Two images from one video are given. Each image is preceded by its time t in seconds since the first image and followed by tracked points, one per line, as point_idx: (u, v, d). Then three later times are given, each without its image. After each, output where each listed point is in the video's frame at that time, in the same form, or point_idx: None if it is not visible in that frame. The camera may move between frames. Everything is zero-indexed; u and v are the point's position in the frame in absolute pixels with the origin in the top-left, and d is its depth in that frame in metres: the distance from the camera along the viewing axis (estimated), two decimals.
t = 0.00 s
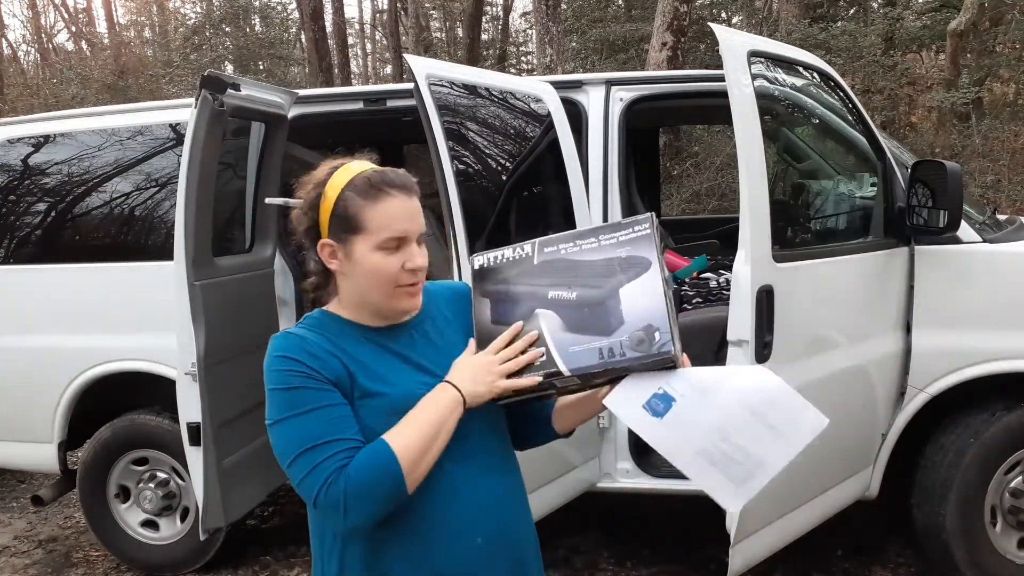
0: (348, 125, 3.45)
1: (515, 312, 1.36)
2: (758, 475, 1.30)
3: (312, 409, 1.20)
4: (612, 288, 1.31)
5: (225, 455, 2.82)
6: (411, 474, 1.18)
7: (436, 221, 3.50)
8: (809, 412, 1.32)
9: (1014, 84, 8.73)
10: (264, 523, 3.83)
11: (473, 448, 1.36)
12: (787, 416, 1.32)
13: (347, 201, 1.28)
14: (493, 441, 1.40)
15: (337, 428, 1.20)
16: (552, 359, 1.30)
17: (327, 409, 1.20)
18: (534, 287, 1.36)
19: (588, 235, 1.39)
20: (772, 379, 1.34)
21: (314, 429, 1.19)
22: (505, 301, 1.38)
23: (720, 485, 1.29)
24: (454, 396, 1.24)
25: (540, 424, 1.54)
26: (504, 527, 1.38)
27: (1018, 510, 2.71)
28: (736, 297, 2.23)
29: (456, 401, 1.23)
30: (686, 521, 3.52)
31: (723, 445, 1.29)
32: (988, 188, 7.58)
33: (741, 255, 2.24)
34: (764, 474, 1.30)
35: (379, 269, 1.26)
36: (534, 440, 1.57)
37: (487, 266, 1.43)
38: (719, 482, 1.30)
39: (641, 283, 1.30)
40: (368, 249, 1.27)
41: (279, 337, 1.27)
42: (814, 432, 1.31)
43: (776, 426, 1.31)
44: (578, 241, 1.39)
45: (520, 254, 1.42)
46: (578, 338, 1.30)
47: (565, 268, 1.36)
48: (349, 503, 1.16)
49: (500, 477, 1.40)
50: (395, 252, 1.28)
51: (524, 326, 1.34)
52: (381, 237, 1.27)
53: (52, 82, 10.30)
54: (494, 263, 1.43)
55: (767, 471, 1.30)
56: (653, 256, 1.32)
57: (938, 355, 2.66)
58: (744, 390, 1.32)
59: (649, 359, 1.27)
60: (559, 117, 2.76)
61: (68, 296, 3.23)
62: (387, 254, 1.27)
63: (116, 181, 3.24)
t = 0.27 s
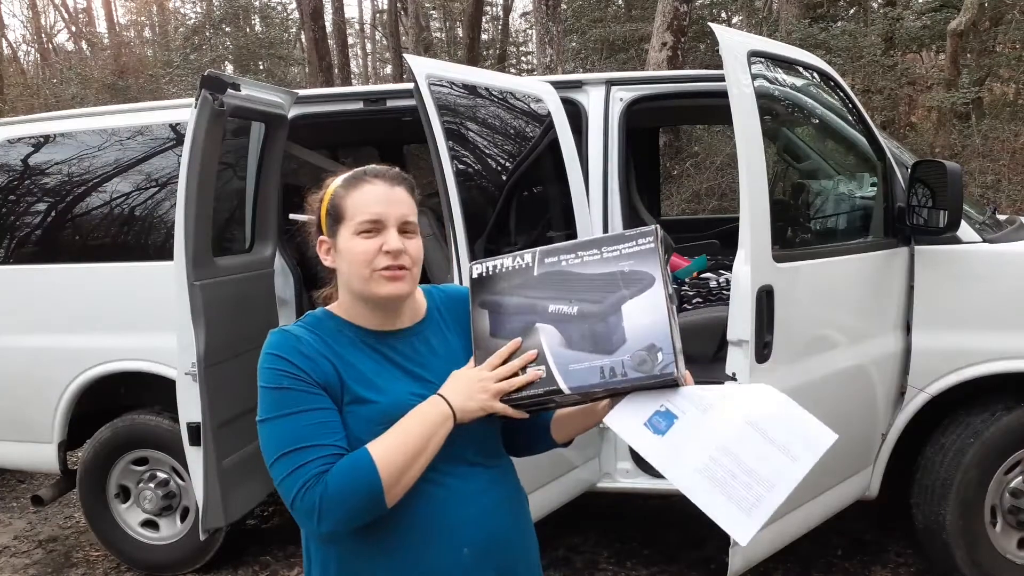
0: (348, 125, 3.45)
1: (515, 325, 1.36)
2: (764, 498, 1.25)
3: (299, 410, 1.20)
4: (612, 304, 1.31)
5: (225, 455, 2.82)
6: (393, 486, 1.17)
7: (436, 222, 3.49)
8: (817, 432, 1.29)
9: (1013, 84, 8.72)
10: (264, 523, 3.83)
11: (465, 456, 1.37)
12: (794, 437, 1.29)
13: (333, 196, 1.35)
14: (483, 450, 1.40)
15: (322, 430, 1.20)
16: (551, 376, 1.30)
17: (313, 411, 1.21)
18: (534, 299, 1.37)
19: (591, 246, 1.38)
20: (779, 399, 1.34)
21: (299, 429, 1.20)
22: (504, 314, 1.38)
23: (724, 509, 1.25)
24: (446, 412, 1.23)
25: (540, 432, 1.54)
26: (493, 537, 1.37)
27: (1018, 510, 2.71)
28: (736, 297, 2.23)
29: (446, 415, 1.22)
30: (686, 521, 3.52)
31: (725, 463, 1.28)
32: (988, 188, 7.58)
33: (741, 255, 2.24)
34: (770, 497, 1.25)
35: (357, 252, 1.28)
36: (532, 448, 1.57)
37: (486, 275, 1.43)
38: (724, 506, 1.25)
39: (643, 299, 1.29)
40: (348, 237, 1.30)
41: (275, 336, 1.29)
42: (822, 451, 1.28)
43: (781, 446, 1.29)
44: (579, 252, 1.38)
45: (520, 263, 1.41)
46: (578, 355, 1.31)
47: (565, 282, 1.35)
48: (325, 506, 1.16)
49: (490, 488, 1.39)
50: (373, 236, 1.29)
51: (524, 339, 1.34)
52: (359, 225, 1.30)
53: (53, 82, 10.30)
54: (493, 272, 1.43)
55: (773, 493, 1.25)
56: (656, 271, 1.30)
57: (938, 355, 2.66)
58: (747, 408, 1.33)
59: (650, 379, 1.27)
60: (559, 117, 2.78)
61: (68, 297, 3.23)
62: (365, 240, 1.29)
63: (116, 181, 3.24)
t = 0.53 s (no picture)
0: (348, 125, 3.45)
1: (513, 322, 1.36)
2: (762, 493, 1.25)
3: (291, 404, 1.20)
4: (610, 298, 1.31)
5: (225, 455, 2.82)
6: (387, 483, 1.17)
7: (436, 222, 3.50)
8: (814, 426, 1.30)
9: (1013, 84, 8.72)
10: (264, 523, 3.83)
11: (464, 457, 1.37)
12: (792, 431, 1.30)
13: (341, 196, 1.34)
14: (483, 452, 1.40)
15: (315, 426, 1.20)
16: (550, 371, 1.30)
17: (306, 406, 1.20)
18: (531, 296, 1.37)
19: (587, 242, 1.38)
20: (777, 393, 1.34)
21: (291, 424, 1.19)
22: (502, 311, 1.38)
23: (722, 502, 1.25)
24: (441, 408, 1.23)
25: (540, 432, 1.54)
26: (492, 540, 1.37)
27: (1018, 510, 2.71)
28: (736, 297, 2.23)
29: (441, 413, 1.22)
30: (687, 522, 3.52)
31: (724, 457, 1.28)
32: (988, 188, 7.58)
33: (741, 255, 2.24)
34: (768, 492, 1.26)
35: (362, 258, 1.28)
36: (531, 450, 1.57)
37: (484, 273, 1.43)
38: (721, 500, 1.25)
39: (641, 293, 1.29)
40: (354, 240, 1.30)
41: (270, 333, 1.29)
42: (819, 448, 1.28)
43: (779, 441, 1.29)
44: (576, 248, 1.38)
45: (518, 260, 1.42)
46: (576, 350, 1.30)
47: (562, 277, 1.36)
48: (316, 501, 1.15)
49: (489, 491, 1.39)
50: (379, 243, 1.29)
51: (523, 335, 1.34)
52: (365, 230, 1.29)
53: (53, 82, 10.30)
54: (490, 270, 1.43)
55: (771, 487, 1.26)
56: (653, 265, 1.31)
57: (938, 355, 2.66)
58: (746, 401, 1.33)
59: (648, 372, 1.27)
60: (559, 117, 2.75)
61: (68, 296, 3.23)
62: (370, 246, 1.29)
63: (116, 181, 3.24)
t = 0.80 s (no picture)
0: (348, 125, 3.45)
1: (514, 320, 1.36)
2: (767, 488, 1.27)
3: (291, 397, 1.20)
4: (611, 296, 1.31)
5: (225, 455, 2.82)
6: (386, 478, 1.16)
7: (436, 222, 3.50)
8: (817, 422, 1.31)
9: (1013, 84, 8.72)
10: (264, 523, 3.83)
11: (464, 457, 1.37)
12: (795, 426, 1.31)
13: (338, 200, 1.33)
14: (483, 453, 1.40)
15: (314, 418, 1.19)
16: (552, 370, 1.30)
17: (306, 399, 1.20)
18: (532, 295, 1.37)
19: (586, 241, 1.39)
20: (780, 387, 1.35)
21: (291, 417, 1.19)
22: (503, 311, 1.38)
23: (728, 498, 1.26)
24: (441, 406, 1.23)
25: (541, 432, 1.53)
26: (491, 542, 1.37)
27: (1018, 510, 2.71)
28: (736, 298, 2.23)
29: (441, 410, 1.22)
30: (686, 521, 3.52)
31: (728, 452, 1.28)
32: (988, 188, 7.59)
33: (740, 256, 2.24)
34: (772, 487, 1.27)
35: (360, 264, 1.28)
36: (531, 451, 1.57)
37: (484, 273, 1.43)
38: (727, 495, 1.26)
39: (642, 291, 1.30)
40: (352, 245, 1.30)
41: (270, 328, 1.29)
42: (821, 441, 1.30)
43: (782, 436, 1.30)
44: (576, 246, 1.38)
45: (517, 260, 1.42)
46: (578, 348, 1.31)
47: (562, 275, 1.36)
48: (314, 493, 1.15)
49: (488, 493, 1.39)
50: (376, 249, 1.29)
51: (524, 334, 1.34)
52: (362, 235, 1.29)
53: (52, 82, 10.29)
54: (490, 269, 1.43)
55: (775, 482, 1.27)
56: (653, 264, 1.31)
57: (938, 355, 2.66)
58: (750, 396, 1.33)
59: (651, 369, 1.28)
60: (559, 117, 2.75)
61: (68, 296, 3.23)
62: (368, 251, 1.29)
63: (116, 181, 3.24)
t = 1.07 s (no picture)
0: (348, 125, 3.44)
1: (517, 325, 1.35)
2: (770, 496, 1.25)
3: (294, 406, 1.18)
4: (616, 302, 1.31)
5: (224, 455, 2.81)
6: (393, 486, 1.16)
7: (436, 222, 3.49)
8: (823, 432, 1.29)
9: (1014, 84, 8.71)
10: (264, 523, 3.82)
11: (466, 459, 1.36)
12: (801, 435, 1.29)
13: (342, 203, 1.31)
14: (484, 454, 1.39)
15: (319, 428, 1.18)
16: (557, 376, 1.29)
17: (309, 408, 1.19)
18: (535, 299, 1.35)
19: (591, 245, 1.37)
20: (787, 396, 1.32)
21: (295, 427, 1.17)
22: (505, 315, 1.36)
23: (730, 505, 1.25)
24: (445, 411, 1.22)
25: (542, 435, 1.52)
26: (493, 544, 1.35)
27: (1019, 510, 2.70)
28: (737, 298, 2.22)
29: (446, 416, 1.21)
30: (687, 522, 3.51)
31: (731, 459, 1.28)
32: (989, 188, 7.58)
33: (741, 255, 2.23)
34: (774, 495, 1.25)
35: (369, 267, 1.27)
36: (531, 454, 1.55)
37: (485, 276, 1.40)
38: (727, 502, 1.26)
39: (647, 297, 1.29)
40: (359, 249, 1.28)
41: (270, 336, 1.27)
42: (826, 450, 1.27)
43: (786, 443, 1.28)
44: (580, 250, 1.37)
45: (520, 263, 1.40)
46: (583, 354, 1.30)
47: (566, 280, 1.34)
48: (322, 505, 1.13)
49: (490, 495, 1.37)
50: (384, 252, 1.28)
51: (528, 339, 1.33)
52: (370, 239, 1.27)
53: (52, 82, 10.29)
54: (492, 272, 1.40)
55: (778, 491, 1.25)
56: (658, 269, 1.31)
57: (939, 355, 2.64)
58: (755, 403, 1.31)
59: (657, 376, 1.27)
60: (559, 117, 2.75)
61: (66, 296, 3.22)
62: (376, 255, 1.27)
63: (115, 181, 3.23)
